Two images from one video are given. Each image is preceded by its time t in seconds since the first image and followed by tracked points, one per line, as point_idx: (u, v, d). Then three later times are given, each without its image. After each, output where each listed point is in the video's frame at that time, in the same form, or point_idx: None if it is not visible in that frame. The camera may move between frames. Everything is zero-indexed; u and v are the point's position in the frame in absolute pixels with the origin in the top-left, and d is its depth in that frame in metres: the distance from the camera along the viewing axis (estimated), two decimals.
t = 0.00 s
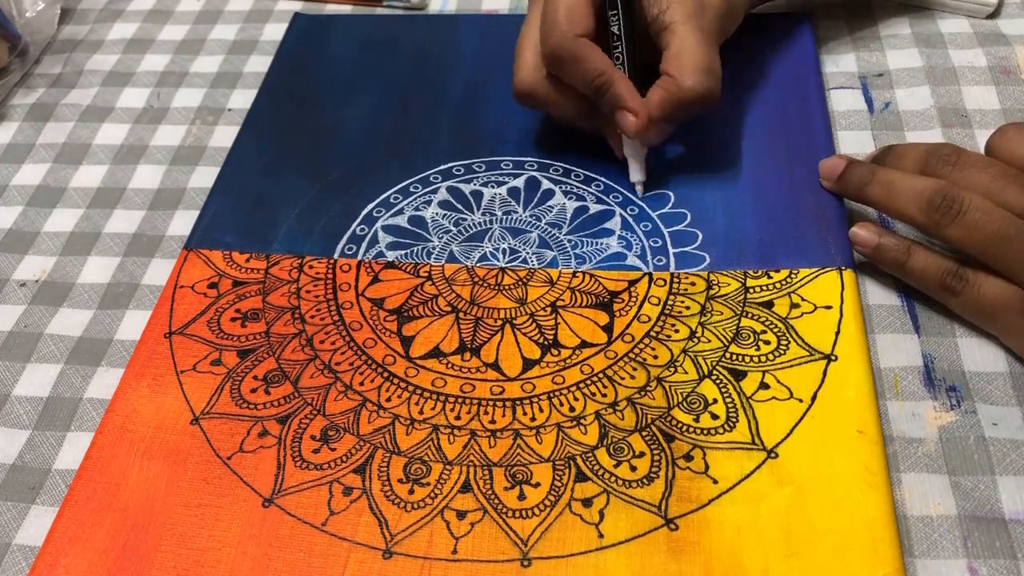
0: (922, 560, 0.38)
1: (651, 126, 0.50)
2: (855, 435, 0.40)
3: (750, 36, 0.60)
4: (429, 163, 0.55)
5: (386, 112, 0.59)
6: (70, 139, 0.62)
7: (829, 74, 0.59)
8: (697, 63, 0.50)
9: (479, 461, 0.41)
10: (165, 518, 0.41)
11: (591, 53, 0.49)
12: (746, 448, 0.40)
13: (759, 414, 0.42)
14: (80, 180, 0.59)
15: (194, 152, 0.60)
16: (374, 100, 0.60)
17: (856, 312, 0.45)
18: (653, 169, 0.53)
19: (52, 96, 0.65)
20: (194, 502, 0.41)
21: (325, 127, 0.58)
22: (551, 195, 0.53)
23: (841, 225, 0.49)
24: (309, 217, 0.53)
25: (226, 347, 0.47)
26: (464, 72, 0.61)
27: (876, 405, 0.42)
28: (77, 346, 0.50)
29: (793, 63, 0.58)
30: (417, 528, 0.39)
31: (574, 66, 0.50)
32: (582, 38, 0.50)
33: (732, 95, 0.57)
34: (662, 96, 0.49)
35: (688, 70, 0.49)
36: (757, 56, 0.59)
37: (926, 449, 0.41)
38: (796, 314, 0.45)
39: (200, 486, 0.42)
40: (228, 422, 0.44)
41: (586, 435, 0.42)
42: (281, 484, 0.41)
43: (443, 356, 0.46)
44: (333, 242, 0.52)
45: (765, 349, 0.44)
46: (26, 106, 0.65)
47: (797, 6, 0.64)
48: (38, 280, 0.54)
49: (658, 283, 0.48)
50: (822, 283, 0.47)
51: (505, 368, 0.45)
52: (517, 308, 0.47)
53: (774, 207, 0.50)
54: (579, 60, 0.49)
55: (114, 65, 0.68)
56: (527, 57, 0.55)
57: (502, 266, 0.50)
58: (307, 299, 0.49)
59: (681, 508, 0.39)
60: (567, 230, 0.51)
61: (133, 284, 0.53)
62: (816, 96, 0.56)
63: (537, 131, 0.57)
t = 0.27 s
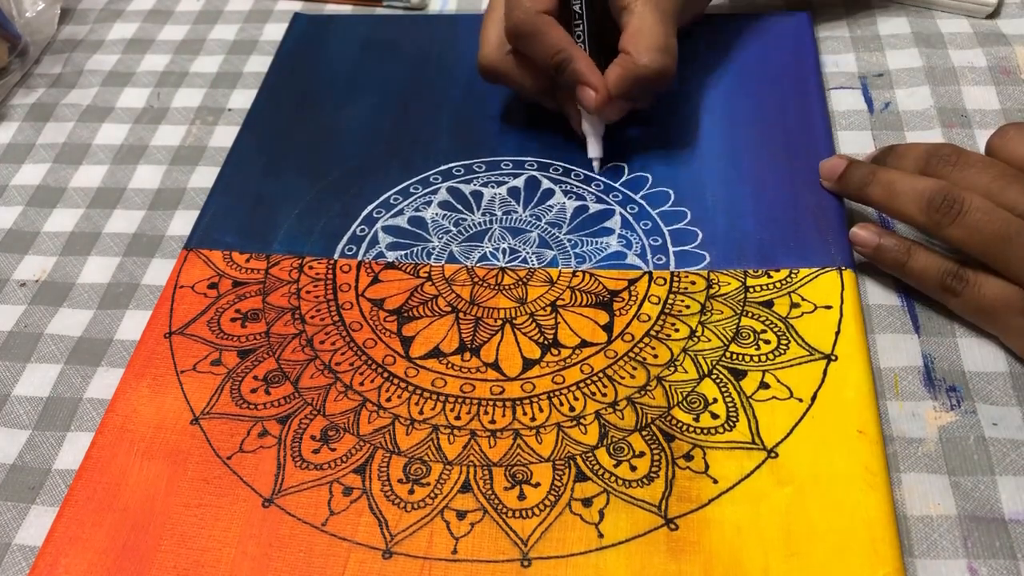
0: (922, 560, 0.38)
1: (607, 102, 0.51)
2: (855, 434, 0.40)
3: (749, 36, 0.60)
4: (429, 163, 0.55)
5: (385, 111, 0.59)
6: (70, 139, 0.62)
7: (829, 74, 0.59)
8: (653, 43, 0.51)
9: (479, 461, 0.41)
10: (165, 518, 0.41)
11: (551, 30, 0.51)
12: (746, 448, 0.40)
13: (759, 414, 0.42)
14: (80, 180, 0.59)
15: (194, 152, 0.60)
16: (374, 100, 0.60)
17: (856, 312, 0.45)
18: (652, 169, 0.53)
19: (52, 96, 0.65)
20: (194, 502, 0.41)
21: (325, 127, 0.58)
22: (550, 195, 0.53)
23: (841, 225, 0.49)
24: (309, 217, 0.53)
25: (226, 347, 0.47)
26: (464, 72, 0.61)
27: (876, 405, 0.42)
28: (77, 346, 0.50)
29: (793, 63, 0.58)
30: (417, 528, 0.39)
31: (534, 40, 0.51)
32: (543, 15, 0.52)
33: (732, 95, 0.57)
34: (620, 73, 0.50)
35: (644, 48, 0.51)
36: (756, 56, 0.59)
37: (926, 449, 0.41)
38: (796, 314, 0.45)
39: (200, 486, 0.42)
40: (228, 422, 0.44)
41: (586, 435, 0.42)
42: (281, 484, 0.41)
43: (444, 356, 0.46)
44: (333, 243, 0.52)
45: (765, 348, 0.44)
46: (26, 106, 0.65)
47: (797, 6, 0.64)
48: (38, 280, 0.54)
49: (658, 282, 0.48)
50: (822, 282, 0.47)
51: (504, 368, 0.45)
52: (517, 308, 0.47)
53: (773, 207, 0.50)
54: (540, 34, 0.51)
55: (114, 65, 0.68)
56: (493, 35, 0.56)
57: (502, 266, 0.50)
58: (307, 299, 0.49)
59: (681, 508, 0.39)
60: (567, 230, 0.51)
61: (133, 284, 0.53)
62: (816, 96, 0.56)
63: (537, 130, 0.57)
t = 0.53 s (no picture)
0: (922, 560, 0.38)
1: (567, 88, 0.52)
2: (855, 435, 0.40)
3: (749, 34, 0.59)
4: (429, 163, 0.55)
5: (385, 111, 0.59)
6: (70, 139, 0.62)
7: (829, 74, 0.59)
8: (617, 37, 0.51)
9: (479, 461, 0.41)
10: (165, 518, 0.41)
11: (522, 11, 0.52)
12: (746, 448, 0.40)
13: (759, 414, 0.42)
14: (80, 180, 0.59)
15: (194, 152, 0.60)
16: (374, 100, 0.60)
17: (856, 312, 0.45)
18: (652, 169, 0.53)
19: (52, 96, 0.65)
20: (194, 502, 0.41)
21: (325, 127, 0.58)
22: (550, 195, 0.53)
23: (841, 225, 0.49)
24: (309, 217, 0.53)
25: (226, 347, 0.47)
26: (464, 72, 0.61)
27: (876, 405, 0.42)
28: (77, 346, 0.50)
29: (793, 62, 0.58)
30: (417, 528, 0.39)
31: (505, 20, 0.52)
32: None
33: (731, 95, 0.57)
34: (579, 62, 0.51)
35: (606, 41, 0.50)
36: (757, 55, 0.59)
37: (926, 449, 0.41)
38: (796, 314, 0.45)
39: (200, 486, 0.42)
40: (228, 422, 0.44)
41: (586, 435, 0.42)
42: (281, 484, 0.41)
43: (443, 356, 0.46)
44: (333, 243, 0.52)
45: (765, 348, 0.44)
46: (26, 106, 0.65)
47: (797, 6, 0.64)
48: (38, 280, 0.54)
49: (658, 281, 0.48)
50: (822, 282, 0.47)
51: (504, 368, 0.45)
52: (517, 308, 0.47)
53: (773, 207, 0.50)
54: (511, 15, 0.52)
55: (114, 65, 0.68)
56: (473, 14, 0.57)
57: (502, 266, 0.50)
58: (307, 299, 0.49)
59: (681, 508, 0.39)
60: (567, 230, 0.51)
61: (133, 284, 0.53)
62: (816, 96, 0.56)
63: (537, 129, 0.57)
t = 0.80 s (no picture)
0: (922, 560, 0.38)
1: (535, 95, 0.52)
2: (855, 435, 0.40)
3: (750, 34, 0.59)
4: (429, 163, 0.55)
5: (385, 111, 0.59)
6: (70, 139, 0.62)
7: (829, 74, 0.59)
8: (591, 58, 0.51)
9: (479, 461, 0.41)
10: (165, 518, 0.41)
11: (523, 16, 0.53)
12: (746, 448, 0.40)
13: (759, 414, 0.42)
14: (80, 180, 0.59)
15: (194, 152, 0.60)
16: (374, 100, 0.60)
17: (856, 312, 0.45)
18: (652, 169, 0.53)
19: (52, 96, 0.65)
20: (194, 502, 0.41)
21: (325, 128, 0.58)
22: (550, 195, 0.53)
23: (841, 224, 0.49)
24: (310, 217, 0.53)
25: (226, 347, 0.47)
26: (464, 71, 0.61)
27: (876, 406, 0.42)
28: (77, 346, 0.50)
29: (793, 62, 0.58)
30: (416, 528, 0.39)
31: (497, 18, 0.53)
32: None
33: (731, 95, 0.57)
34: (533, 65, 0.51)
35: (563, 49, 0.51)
36: (757, 56, 0.59)
37: (925, 450, 0.41)
38: (796, 314, 0.45)
39: (200, 486, 0.42)
40: (228, 423, 0.44)
41: (586, 435, 0.42)
42: (281, 484, 0.41)
43: (444, 356, 0.46)
44: (333, 243, 0.52)
45: (765, 348, 0.44)
46: (26, 106, 0.65)
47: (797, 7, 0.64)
48: (38, 280, 0.54)
49: (658, 280, 0.48)
50: (822, 282, 0.47)
51: (504, 368, 0.45)
52: (517, 308, 0.47)
53: (773, 207, 0.50)
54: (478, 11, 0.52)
55: (114, 65, 0.68)
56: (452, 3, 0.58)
57: (502, 266, 0.50)
58: (307, 300, 0.49)
59: (681, 508, 0.39)
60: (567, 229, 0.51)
61: (133, 284, 0.53)
62: (816, 96, 0.56)
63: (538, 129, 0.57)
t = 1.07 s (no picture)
0: (922, 560, 0.38)
1: (477, 97, 0.53)
2: (855, 435, 0.40)
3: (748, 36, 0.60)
4: (429, 164, 0.55)
5: (384, 111, 0.59)
6: (70, 139, 0.62)
7: (829, 74, 0.59)
8: (533, 61, 0.51)
9: (479, 461, 0.41)
10: (165, 519, 0.41)
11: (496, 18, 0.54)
12: (746, 448, 0.40)
13: (759, 413, 0.42)
14: (80, 180, 0.59)
15: (194, 152, 0.60)
16: (374, 101, 0.60)
17: (856, 312, 0.45)
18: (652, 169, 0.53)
19: (52, 96, 0.65)
20: (194, 502, 0.41)
21: (325, 128, 0.58)
22: (550, 195, 0.53)
23: (841, 224, 0.49)
24: (310, 217, 0.53)
25: (226, 347, 0.47)
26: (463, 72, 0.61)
27: (876, 406, 0.42)
28: (77, 346, 0.50)
29: (793, 63, 0.58)
30: (416, 528, 0.39)
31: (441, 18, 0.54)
32: None
33: (731, 95, 0.57)
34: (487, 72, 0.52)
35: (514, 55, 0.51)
36: (757, 55, 0.59)
37: (925, 450, 0.41)
38: (796, 313, 0.45)
39: (200, 486, 0.42)
40: (228, 423, 0.44)
41: (586, 435, 0.42)
42: (281, 485, 0.41)
43: (444, 356, 0.46)
44: (333, 243, 0.52)
45: (764, 348, 0.44)
46: (26, 106, 0.65)
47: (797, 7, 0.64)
48: (38, 280, 0.54)
49: (658, 280, 0.48)
50: (822, 282, 0.47)
51: (504, 368, 0.45)
52: (517, 308, 0.47)
53: (774, 206, 0.50)
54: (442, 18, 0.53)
55: (114, 65, 0.68)
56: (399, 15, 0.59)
57: (502, 266, 0.50)
58: (307, 300, 0.49)
59: (681, 508, 0.39)
60: (567, 229, 0.51)
61: (133, 284, 0.53)
62: (816, 96, 0.56)
63: (538, 129, 0.57)
